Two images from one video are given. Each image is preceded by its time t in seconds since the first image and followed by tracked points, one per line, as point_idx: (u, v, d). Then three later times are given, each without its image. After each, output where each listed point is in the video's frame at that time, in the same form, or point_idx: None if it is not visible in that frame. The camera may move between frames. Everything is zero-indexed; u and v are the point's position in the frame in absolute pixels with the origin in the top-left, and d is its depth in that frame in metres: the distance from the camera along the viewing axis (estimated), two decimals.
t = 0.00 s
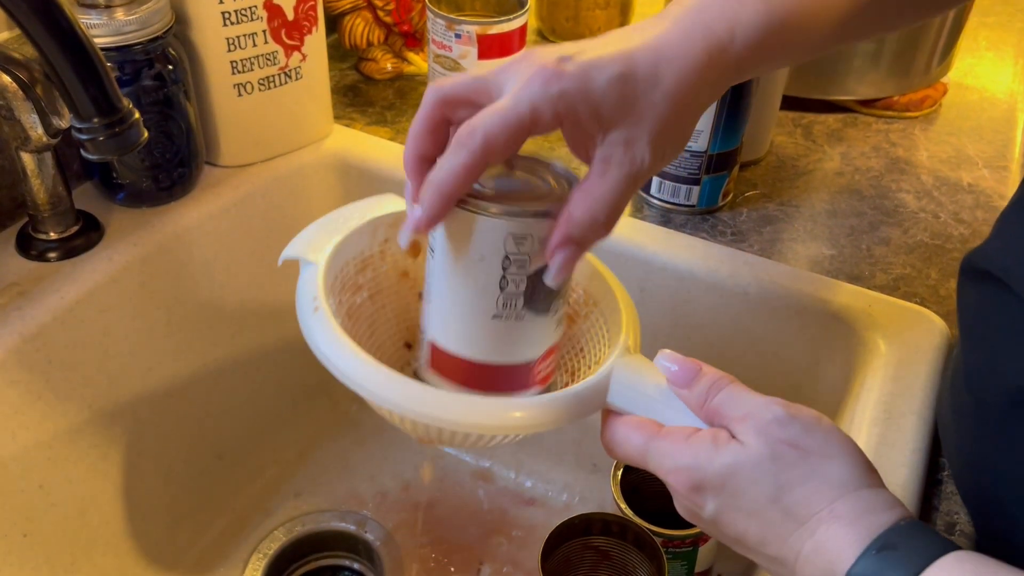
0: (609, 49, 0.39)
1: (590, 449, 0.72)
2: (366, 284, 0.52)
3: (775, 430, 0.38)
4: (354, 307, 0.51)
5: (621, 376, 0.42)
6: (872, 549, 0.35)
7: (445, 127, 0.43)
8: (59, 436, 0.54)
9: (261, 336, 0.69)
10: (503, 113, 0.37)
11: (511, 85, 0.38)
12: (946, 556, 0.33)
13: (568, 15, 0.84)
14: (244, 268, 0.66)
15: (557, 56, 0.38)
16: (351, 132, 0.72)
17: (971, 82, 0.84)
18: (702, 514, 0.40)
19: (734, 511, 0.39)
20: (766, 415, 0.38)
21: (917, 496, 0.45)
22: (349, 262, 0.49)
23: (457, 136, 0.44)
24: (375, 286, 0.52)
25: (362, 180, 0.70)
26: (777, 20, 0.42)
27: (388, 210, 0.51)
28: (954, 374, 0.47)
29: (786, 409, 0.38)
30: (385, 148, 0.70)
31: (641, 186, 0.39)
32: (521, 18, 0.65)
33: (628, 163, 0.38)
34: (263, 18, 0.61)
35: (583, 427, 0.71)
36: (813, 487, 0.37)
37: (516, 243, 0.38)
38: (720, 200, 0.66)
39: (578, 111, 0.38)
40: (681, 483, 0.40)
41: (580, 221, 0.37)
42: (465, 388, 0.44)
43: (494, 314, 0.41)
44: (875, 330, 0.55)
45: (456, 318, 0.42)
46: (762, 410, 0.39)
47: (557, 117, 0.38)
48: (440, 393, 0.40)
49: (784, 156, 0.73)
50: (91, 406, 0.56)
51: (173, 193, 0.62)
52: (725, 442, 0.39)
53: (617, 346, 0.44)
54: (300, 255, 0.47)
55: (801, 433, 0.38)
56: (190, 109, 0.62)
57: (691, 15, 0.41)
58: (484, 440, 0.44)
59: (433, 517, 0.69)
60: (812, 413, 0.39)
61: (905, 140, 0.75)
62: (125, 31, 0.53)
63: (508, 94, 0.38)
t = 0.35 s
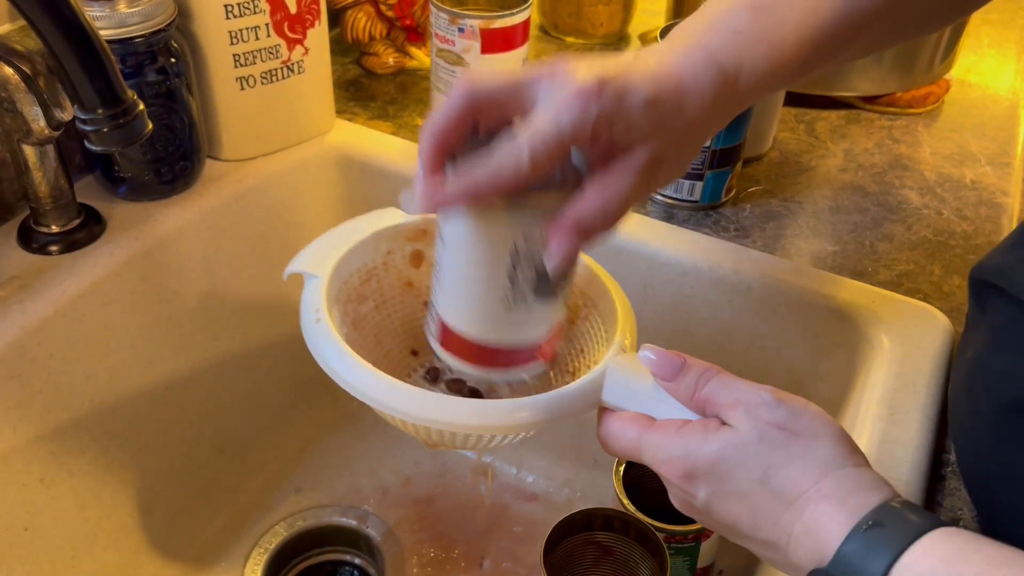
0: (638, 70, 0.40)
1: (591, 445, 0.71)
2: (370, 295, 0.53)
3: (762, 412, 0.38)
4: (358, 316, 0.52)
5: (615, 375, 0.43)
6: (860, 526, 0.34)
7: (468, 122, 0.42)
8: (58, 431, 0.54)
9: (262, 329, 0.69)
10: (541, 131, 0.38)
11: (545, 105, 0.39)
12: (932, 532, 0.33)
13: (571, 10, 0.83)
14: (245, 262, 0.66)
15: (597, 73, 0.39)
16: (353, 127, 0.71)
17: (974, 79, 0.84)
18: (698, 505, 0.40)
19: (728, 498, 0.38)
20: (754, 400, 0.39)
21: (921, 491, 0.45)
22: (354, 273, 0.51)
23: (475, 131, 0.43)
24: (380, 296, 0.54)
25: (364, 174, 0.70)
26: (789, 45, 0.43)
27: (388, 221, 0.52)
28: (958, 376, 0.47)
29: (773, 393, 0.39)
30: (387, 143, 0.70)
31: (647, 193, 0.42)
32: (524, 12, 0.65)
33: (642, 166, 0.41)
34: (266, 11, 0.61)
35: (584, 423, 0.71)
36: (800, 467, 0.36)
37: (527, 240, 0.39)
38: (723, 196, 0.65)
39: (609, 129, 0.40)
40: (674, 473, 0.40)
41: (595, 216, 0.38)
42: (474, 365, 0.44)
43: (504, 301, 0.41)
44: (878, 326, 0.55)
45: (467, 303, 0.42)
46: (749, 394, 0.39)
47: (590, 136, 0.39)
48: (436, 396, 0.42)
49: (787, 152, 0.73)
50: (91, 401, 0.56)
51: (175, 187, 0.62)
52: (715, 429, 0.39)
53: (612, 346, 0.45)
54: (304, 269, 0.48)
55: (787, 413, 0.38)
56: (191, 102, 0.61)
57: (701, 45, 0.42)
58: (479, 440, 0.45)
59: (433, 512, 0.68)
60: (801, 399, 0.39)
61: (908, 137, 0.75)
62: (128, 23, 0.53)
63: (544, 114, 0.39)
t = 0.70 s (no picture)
0: (633, 69, 0.42)
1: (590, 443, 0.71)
2: (362, 331, 0.53)
3: (743, 420, 0.38)
4: (352, 355, 0.52)
5: (600, 394, 0.43)
6: (847, 530, 0.33)
7: (461, 113, 0.43)
8: (56, 429, 0.54)
9: (261, 327, 0.69)
10: (537, 125, 0.39)
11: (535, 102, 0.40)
12: (922, 534, 0.32)
13: (571, 9, 0.83)
14: (244, 260, 0.66)
15: (591, 69, 0.40)
16: (353, 124, 0.71)
17: (973, 78, 0.84)
18: (688, 515, 0.41)
19: (718, 505, 0.38)
20: (734, 408, 0.39)
21: (920, 490, 0.45)
22: (343, 314, 0.51)
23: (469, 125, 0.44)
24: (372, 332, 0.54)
25: (363, 172, 0.70)
26: (784, 54, 0.44)
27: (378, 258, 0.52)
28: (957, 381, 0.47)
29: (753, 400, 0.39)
30: (387, 140, 0.70)
31: (642, 189, 0.43)
32: (524, 10, 0.65)
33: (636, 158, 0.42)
34: (266, 8, 0.61)
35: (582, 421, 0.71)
36: (783, 472, 0.36)
37: (519, 234, 0.37)
38: (722, 194, 0.65)
39: (605, 123, 0.41)
40: (662, 484, 0.40)
41: (585, 204, 0.38)
42: (462, 368, 0.41)
43: (495, 301, 0.39)
44: (877, 325, 0.55)
45: (455, 300, 0.40)
46: (728, 401, 0.39)
47: (588, 130, 0.41)
48: (427, 429, 0.42)
49: (786, 150, 0.73)
50: (88, 398, 0.56)
51: (174, 184, 0.62)
52: (700, 439, 0.39)
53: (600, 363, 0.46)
54: (293, 312, 0.48)
55: (769, 420, 0.38)
56: (191, 99, 0.61)
57: (698, 47, 0.43)
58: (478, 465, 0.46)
59: (432, 510, 0.68)
60: (784, 404, 0.39)
61: (908, 136, 0.75)
62: (127, 19, 0.53)
63: (539, 107, 0.40)
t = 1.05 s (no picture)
0: (609, 73, 0.42)
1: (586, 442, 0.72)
2: (365, 322, 0.54)
3: (738, 422, 0.38)
4: (354, 343, 0.53)
5: (600, 386, 0.43)
6: (837, 533, 0.34)
7: (447, 115, 0.43)
8: (51, 427, 0.54)
9: (258, 324, 0.69)
10: (507, 126, 0.37)
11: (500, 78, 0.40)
12: (908, 537, 0.33)
13: (569, 7, 0.83)
14: (241, 258, 0.66)
15: (566, 71, 0.40)
16: (350, 122, 0.71)
17: (970, 78, 0.84)
18: (681, 515, 0.41)
19: (710, 507, 0.39)
20: (730, 409, 0.39)
21: (914, 491, 0.45)
22: (346, 303, 0.51)
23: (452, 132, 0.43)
24: (375, 321, 0.54)
25: (360, 170, 0.70)
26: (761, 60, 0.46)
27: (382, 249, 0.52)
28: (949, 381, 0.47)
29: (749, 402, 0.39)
30: (385, 138, 0.70)
31: (614, 190, 0.42)
32: (521, 9, 0.65)
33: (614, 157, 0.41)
34: (262, 7, 0.61)
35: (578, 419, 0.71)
36: (774, 475, 0.36)
37: (495, 227, 0.36)
38: (719, 193, 0.66)
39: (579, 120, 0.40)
40: (656, 483, 0.40)
41: (560, 195, 0.36)
42: (457, 366, 0.42)
43: (478, 298, 0.39)
44: (873, 324, 0.55)
45: (444, 297, 0.40)
46: (724, 401, 0.39)
47: (560, 127, 0.40)
48: (422, 422, 0.42)
49: (783, 150, 0.73)
50: (83, 396, 0.56)
51: (171, 182, 0.62)
52: (694, 439, 0.39)
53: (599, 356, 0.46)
54: (296, 302, 0.49)
55: (764, 423, 0.38)
56: (188, 97, 0.61)
57: (678, 53, 0.44)
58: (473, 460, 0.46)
59: (428, 508, 0.68)
60: (779, 407, 0.39)
61: (904, 136, 0.75)
62: (125, 18, 0.53)
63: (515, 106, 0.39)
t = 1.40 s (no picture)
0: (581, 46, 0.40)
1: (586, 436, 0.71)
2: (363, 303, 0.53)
3: (743, 412, 0.38)
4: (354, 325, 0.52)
5: (602, 374, 0.42)
6: (843, 527, 0.33)
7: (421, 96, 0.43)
8: (50, 419, 0.53)
9: (257, 318, 0.68)
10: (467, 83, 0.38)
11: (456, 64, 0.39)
12: (914, 532, 0.33)
13: None
14: (241, 251, 0.66)
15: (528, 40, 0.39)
16: (350, 115, 0.71)
17: (972, 72, 0.84)
18: (684, 505, 0.40)
19: (714, 497, 0.38)
20: (736, 398, 0.39)
21: (917, 483, 0.45)
22: (345, 283, 0.51)
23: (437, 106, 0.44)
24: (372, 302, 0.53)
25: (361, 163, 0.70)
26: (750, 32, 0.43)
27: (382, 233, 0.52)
28: (952, 375, 0.47)
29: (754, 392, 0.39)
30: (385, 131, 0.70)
31: (576, 159, 0.40)
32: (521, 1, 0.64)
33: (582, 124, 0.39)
34: None
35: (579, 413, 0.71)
36: (780, 467, 0.36)
37: (458, 185, 0.37)
38: (720, 186, 0.65)
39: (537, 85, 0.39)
40: (659, 473, 0.40)
41: (521, 156, 0.36)
42: (431, 350, 0.42)
43: (444, 266, 0.40)
44: (875, 318, 0.55)
45: (416, 270, 0.41)
46: (730, 391, 0.39)
47: (521, 92, 0.38)
48: (425, 405, 0.42)
49: (785, 143, 0.73)
50: (82, 389, 0.55)
51: (170, 174, 0.62)
52: (699, 429, 0.39)
53: (601, 343, 0.46)
54: (295, 281, 0.48)
55: (770, 414, 0.38)
56: (187, 89, 0.61)
57: (667, 31, 0.42)
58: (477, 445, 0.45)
59: (427, 502, 0.68)
60: (784, 397, 0.39)
61: (906, 129, 0.75)
62: (125, 8, 0.53)
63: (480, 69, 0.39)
